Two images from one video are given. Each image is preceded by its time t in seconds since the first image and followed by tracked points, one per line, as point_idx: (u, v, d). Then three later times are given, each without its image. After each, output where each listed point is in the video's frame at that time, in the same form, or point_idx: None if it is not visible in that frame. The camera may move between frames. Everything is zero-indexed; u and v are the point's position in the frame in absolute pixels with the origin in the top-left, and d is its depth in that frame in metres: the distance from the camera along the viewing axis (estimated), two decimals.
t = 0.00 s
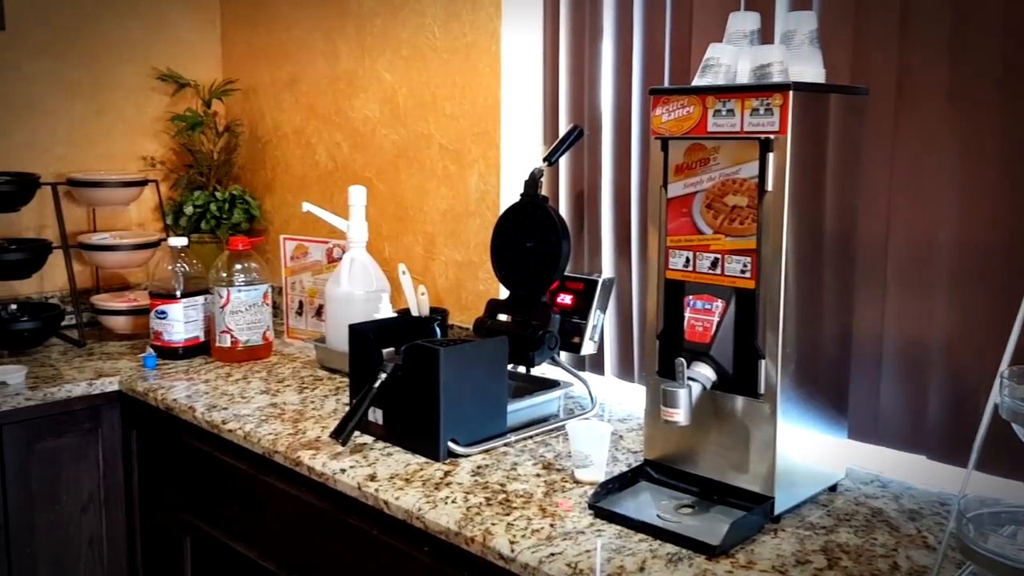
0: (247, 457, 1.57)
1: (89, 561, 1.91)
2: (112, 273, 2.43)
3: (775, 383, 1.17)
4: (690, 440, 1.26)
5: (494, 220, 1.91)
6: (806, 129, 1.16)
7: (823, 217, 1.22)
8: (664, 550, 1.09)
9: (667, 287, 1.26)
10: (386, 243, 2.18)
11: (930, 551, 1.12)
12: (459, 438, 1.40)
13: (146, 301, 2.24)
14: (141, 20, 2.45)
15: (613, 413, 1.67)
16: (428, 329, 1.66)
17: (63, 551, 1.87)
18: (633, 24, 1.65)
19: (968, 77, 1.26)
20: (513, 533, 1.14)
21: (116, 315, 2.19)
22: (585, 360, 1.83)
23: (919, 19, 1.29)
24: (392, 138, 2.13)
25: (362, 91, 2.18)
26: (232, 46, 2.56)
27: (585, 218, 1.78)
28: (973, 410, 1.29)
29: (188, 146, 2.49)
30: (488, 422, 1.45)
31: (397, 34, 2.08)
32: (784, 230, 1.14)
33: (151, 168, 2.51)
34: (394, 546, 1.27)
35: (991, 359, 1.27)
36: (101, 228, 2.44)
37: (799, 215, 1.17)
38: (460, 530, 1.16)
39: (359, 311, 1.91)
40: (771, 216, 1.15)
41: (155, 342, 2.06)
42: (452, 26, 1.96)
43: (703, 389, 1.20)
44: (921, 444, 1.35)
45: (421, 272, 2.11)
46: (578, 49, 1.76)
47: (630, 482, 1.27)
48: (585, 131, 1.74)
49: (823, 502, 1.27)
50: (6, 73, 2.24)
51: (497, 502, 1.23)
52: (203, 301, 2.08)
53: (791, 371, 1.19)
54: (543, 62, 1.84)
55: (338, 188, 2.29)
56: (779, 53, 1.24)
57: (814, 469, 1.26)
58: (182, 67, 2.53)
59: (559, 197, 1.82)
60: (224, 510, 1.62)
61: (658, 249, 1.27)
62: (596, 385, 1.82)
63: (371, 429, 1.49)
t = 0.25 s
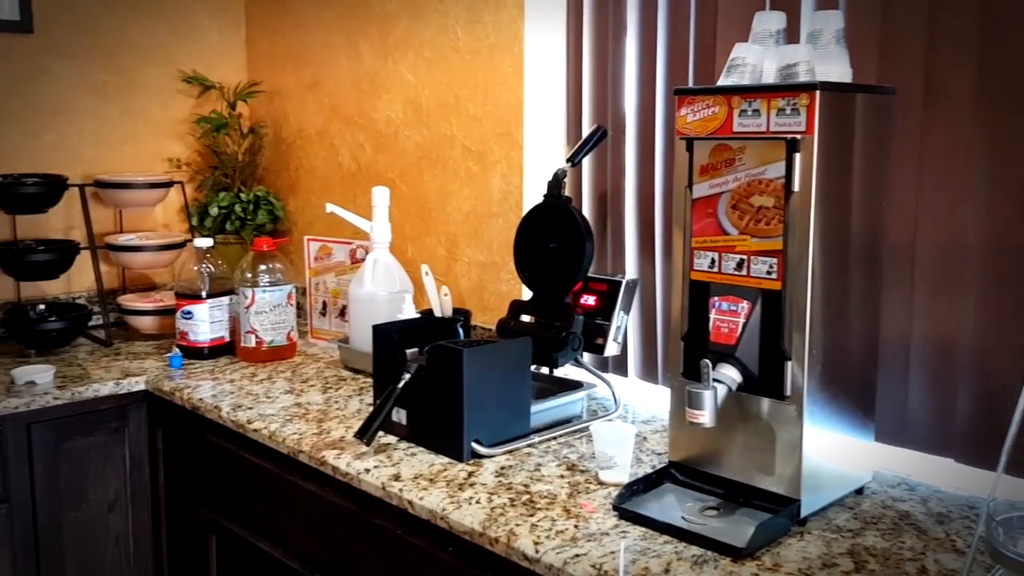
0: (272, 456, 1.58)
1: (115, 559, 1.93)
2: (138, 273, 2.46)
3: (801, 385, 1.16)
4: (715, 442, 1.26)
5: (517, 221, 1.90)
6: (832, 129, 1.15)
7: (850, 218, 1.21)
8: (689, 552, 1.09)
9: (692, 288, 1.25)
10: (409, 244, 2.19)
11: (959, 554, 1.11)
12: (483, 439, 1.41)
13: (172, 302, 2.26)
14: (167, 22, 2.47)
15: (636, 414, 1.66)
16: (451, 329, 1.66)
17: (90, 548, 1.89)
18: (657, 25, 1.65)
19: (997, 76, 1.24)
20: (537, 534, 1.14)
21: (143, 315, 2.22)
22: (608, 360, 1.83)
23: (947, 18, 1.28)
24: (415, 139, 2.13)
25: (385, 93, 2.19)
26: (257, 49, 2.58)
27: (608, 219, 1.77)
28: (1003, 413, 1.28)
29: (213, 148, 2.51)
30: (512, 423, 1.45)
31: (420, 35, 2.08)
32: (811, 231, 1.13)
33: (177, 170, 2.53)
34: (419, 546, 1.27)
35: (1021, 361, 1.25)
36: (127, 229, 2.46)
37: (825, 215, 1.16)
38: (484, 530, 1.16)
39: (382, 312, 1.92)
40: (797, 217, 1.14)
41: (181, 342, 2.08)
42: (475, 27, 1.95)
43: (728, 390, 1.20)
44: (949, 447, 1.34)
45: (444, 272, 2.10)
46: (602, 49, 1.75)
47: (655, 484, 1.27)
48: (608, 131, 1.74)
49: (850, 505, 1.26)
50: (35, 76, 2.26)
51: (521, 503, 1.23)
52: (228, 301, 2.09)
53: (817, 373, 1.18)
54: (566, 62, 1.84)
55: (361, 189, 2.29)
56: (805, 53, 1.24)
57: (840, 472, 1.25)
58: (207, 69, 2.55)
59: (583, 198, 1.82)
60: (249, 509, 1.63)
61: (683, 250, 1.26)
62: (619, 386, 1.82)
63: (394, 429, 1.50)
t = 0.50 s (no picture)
0: (297, 456, 1.59)
1: (142, 558, 1.95)
2: (164, 275, 2.48)
3: (828, 387, 1.15)
4: (740, 444, 1.25)
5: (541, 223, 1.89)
6: (859, 130, 1.14)
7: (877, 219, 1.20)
8: (714, 555, 1.08)
9: (717, 289, 1.25)
10: (432, 245, 2.19)
11: (988, 559, 1.10)
12: (506, 440, 1.40)
13: (197, 303, 2.28)
14: (193, 26, 2.49)
15: (660, 416, 1.66)
16: (475, 330, 1.66)
17: (117, 547, 1.91)
18: (681, 26, 1.64)
19: None
20: (561, 536, 1.14)
21: (169, 316, 2.24)
22: (632, 363, 1.82)
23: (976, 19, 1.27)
24: (439, 141, 2.13)
25: (408, 95, 2.19)
26: (281, 52, 2.59)
27: (631, 220, 1.77)
28: None
29: (238, 151, 2.53)
30: (536, 425, 1.44)
31: (443, 38, 2.08)
32: (838, 232, 1.12)
33: (202, 172, 2.56)
34: (443, 547, 1.27)
35: None
36: (154, 231, 2.48)
37: (852, 217, 1.15)
38: (508, 532, 1.16)
39: (405, 314, 1.92)
40: (824, 218, 1.13)
41: (207, 343, 2.09)
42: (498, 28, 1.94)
43: (754, 393, 1.20)
44: (978, 450, 1.32)
45: (467, 274, 2.10)
46: (626, 51, 1.75)
47: (679, 486, 1.27)
48: (632, 133, 1.73)
49: (877, 508, 1.25)
50: (63, 79, 2.29)
51: (545, 505, 1.23)
52: (253, 302, 2.11)
53: (844, 376, 1.17)
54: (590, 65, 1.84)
55: (385, 191, 2.30)
56: (832, 53, 1.24)
57: (867, 475, 1.24)
58: (232, 72, 2.57)
59: (606, 200, 1.82)
60: (274, 509, 1.64)
61: (708, 252, 1.26)
62: (643, 389, 1.81)
63: (418, 430, 1.50)
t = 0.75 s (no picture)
0: (317, 457, 1.59)
1: (163, 556, 1.96)
2: (186, 276, 2.50)
3: (850, 390, 1.14)
4: (761, 447, 1.24)
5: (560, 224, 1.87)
6: (881, 131, 1.14)
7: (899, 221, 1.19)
8: (735, 558, 1.08)
9: (738, 291, 1.24)
10: (451, 247, 2.18)
11: (1013, 564, 1.08)
12: (525, 442, 1.40)
13: (218, 304, 2.29)
14: (214, 29, 2.51)
15: (680, 419, 1.65)
16: (492, 332, 1.65)
17: (138, 546, 1.93)
18: (701, 27, 1.64)
19: None
20: (581, 537, 1.13)
21: (190, 317, 2.25)
22: (651, 364, 1.82)
23: (1001, 19, 1.26)
24: (457, 142, 2.13)
25: (428, 97, 2.19)
26: (302, 54, 2.60)
27: (651, 222, 1.77)
28: None
29: (258, 153, 2.54)
30: (555, 426, 1.44)
31: (462, 40, 2.07)
32: (860, 234, 1.12)
33: (223, 174, 2.57)
34: (462, 548, 1.27)
35: None
36: (175, 232, 2.50)
37: (874, 218, 1.14)
38: (528, 533, 1.16)
39: (424, 315, 1.93)
40: (845, 220, 1.13)
41: (227, 344, 2.11)
42: (518, 30, 1.93)
43: (775, 396, 1.19)
44: (1001, 454, 1.31)
45: (485, 275, 2.09)
46: (646, 53, 1.75)
47: (700, 489, 1.26)
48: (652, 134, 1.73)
49: (899, 512, 1.24)
50: (87, 82, 2.31)
51: (564, 506, 1.23)
52: (273, 303, 2.12)
53: (866, 379, 1.16)
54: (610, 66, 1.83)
55: (404, 193, 2.31)
56: (854, 54, 1.22)
57: (889, 478, 1.23)
58: (253, 75, 2.58)
59: (625, 201, 1.81)
60: (294, 509, 1.65)
61: (728, 253, 1.25)
62: (662, 391, 1.80)
63: (437, 431, 1.51)
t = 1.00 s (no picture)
0: (337, 458, 1.60)
1: (184, 557, 1.98)
2: (207, 278, 2.51)
3: (873, 393, 1.14)
4: (783, 451, 1.24)
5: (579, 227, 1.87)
6: (904, 133, 1.13)
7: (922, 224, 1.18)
8: (756, 562, 1.07)
9: (759, 294, 1.24)
10: (470, 249, 2.18)
11: None
12: (545, 444, 1.40)
13: (239, 306, 2.30)
14: (236, 34, 2.52)
15: (701, 422, 1.65)
16: (512, 334, 1.65)
17: (160, 546, 1.94)
18: (722, 30, 1.63)
19: None
20: (601, 541, 1.13)
21: (212, 319, 2.27)
22: (671, 368, 1.81)
23: None
24: (477, 145, 2.13)
25: (447, 100, 2.20)
26: (322, 58, 2.62)
27: (671, 225, 1.76)
28: None
29: (279, 156, 2.56)
30: (575, 429, 1.44)
31: (482, 44, 2.07)
32: (882, 236, 1.11)
33: (245, 177, 2.59)
34: (482, 550, 1.27)
35: None
36: (197, 235, 2.52)
37: (897, 221, 1.13)
38: (548, 536, 1.16)
39: (444, 317, 1.93)
40: (869, 223, 1.12)
41: (248, 346, 2.12)
42: (538, 34, 1.93)
43: (797, 399, 1.18)
44: None
45: (505, 278, 2.09)
46: (666, 56, 1.75)
47: (721, 493, 1.26)
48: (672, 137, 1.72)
49: (922, 516, 1.23)
50: (110, 87, 2.33)
51: (584, 509, 1.23)
52: (293, 306, 2.13)
53: (889, 383, 1.15)
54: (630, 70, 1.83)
55: (424, 196, 2.31)
56: (876, 56, 1.22)
57: (913, 483, 1.22)
58: (274, 79, 2.60)
59: (645, 204, 1.81)
60: (315, 510, 1.66)
61: (750, 256, 1.25)
62: (682, 394, 1.80)
63: (457, 434, 1.51)
